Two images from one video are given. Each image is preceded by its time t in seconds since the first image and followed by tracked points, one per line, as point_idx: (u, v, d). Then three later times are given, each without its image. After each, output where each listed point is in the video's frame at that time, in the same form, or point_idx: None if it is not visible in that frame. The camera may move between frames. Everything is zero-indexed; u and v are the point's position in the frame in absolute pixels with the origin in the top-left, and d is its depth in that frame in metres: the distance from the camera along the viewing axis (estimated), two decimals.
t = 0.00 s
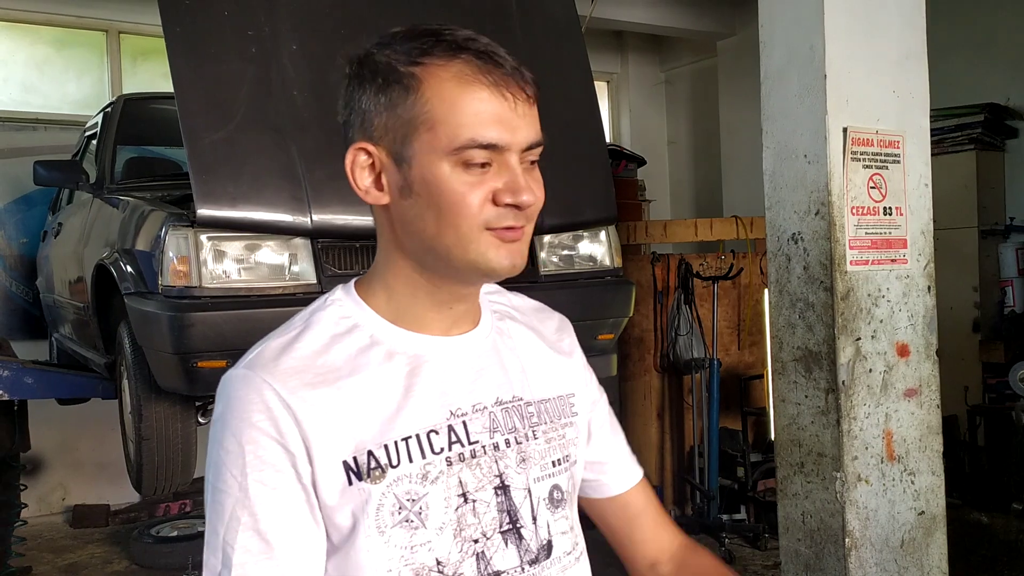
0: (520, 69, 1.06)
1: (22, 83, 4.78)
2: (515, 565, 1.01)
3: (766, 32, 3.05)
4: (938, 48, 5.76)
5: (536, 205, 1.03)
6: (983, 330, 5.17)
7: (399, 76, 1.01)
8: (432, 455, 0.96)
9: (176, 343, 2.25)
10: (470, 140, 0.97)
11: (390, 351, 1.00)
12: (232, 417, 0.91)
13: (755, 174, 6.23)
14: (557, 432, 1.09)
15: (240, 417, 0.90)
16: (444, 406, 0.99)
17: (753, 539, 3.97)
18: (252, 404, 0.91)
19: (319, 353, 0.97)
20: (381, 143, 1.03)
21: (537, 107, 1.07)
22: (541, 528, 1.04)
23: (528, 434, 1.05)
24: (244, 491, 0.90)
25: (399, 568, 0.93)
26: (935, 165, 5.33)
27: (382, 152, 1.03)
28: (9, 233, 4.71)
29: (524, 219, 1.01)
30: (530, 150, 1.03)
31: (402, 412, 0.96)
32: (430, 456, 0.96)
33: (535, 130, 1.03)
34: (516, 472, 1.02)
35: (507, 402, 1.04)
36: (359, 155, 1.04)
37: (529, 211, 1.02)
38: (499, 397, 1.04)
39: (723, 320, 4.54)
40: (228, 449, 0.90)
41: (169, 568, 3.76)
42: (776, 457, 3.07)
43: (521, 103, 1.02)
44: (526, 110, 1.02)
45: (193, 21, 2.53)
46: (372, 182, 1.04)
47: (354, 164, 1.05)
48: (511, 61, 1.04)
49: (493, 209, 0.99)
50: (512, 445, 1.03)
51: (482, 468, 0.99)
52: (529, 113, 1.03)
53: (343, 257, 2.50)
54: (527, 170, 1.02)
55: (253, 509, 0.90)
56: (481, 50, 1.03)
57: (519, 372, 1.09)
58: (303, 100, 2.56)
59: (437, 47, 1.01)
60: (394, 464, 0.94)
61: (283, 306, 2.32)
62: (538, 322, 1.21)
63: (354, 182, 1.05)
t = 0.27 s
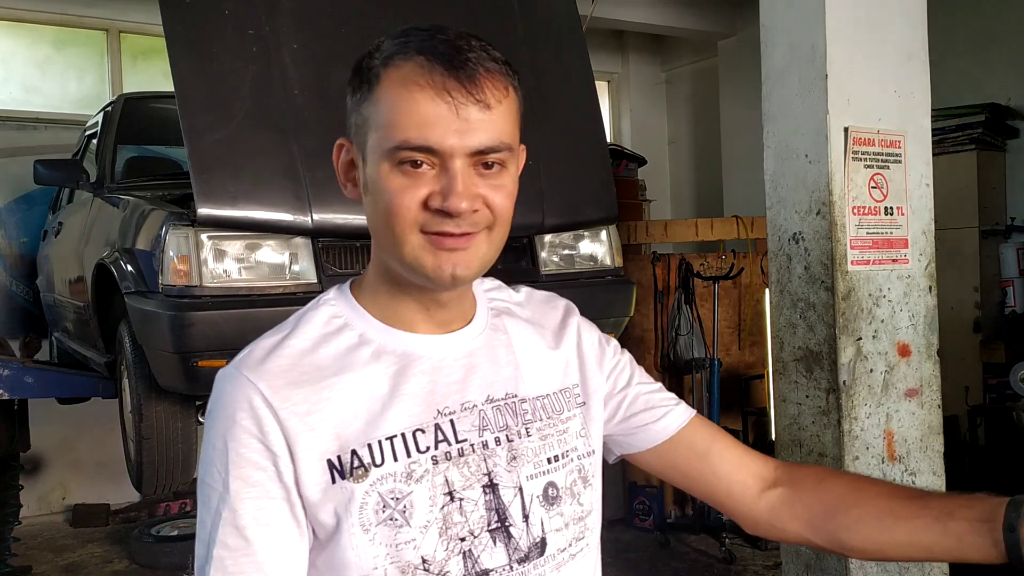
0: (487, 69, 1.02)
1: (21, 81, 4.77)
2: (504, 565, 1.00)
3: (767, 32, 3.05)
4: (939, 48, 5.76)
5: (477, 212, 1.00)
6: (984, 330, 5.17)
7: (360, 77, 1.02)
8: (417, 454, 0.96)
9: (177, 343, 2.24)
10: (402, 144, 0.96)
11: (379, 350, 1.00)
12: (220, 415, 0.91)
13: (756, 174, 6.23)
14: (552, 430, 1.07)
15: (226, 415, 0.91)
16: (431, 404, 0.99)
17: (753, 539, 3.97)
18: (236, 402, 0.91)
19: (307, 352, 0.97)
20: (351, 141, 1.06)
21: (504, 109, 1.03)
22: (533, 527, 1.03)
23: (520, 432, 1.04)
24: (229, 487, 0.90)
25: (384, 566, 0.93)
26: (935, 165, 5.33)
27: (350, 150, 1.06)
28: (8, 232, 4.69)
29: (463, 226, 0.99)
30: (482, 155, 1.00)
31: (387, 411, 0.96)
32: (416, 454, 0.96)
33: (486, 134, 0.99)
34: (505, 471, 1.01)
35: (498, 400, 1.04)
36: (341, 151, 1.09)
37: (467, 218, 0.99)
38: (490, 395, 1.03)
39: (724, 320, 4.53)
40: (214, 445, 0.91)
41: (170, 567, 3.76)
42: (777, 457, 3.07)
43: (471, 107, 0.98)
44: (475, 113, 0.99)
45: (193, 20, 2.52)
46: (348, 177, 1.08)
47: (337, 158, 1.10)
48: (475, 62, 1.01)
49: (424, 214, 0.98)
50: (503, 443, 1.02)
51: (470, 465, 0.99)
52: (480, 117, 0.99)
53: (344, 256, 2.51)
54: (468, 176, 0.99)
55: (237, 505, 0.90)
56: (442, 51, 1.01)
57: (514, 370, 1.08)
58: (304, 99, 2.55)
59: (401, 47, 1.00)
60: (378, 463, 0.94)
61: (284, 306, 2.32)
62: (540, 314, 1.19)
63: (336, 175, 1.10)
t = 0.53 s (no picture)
0: (476, 66, 1.01)
1: (20, 81, 4.76)
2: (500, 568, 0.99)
3: (767, 31, 3.04)
4: (939, 49, 5.77)
5: (472, 210, 1.00)
6: (984, 330, 5.17)
7: (348, 79, 1.02)
8: (411, 455, 0.96)
9: (176, 342, 2.24)
10: (395, 144, 0.96)
11: (374, 348, 1.00)
12: (211, 411, 0.92)
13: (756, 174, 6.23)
14: (551, 431, 1.07)
15: (218, 415, 0.91)
16: (426, 405, 0.98)
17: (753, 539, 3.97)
18: (226, 403, 0.91)
19: (300, 352, 0.97)
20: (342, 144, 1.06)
21: (495, 105, 1.02)
22: (531, 530, 1.02)
23: (517, 433, 1.03)
24: (220, 485, 0.91)
25: (377, 568, 0.92)
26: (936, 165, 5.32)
27: (342, 153, 1.05)
28: (9, 232, 4.69)
29: (459, 225, 0.98)
30: (474, 153, 1.00)
31: (380, 412, 0.96)
32: (410, 456, 0.96)
33: (477, 131, 0.99)
34: (502, 472, 1.01)
35: (495, 401, 1.03)
36: (334, 154, 1.09)
37: (463, 216, 0.99)
38: (485, 395, 1.03)
39: (724, 320, 4.53)
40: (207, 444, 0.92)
41: (168, 567, 3.75)
42: (777, 457, 3.07)
43: (461, 105, 0.98)
44: (466, 111, 0.98)
45: (193, 19, 2.52)
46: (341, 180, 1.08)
47: (330, 162, 1.09)
48: (463, 60, 1.01)
49: (419, 215, 0.97)
50: (499, 445, 1.01)
51: (465, 466, 0.98)
52: (471, 114, 0.99)
53: (343, 256, 2.51)
54: (462, 174, 0.98)
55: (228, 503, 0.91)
56: (431, 49, 1.00)
57: (513, 371, 1.07)
58: (304, 99, 2.55)
59: (388, 48, 1.00)
60: (369, 464, 0.93)
61: (284, 306, 2.32)
62: (542, 315, 1.19)
63: (328, 179, 1.09)
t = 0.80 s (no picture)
0: (482, 63, 1.01)
1: (20, 79, 4.76)
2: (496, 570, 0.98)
3: (769, 31, 3.04)
4: (939, 50, 5.77)
5: (477, 208, 0.99)
6: (984, 331, 5.17)
7: (353, 73, 1.01)
8: (406, 456, 0.95)
9: (176, 341, 2.23)
10: (399, 140, 0.95)
11: (372, 346, 0.99)
12: (207, 411, 0.92)
13: (756, 174, 6.22)
14: (549, 433, 1.06)
15: (214, 413, 0.91)
16: (423, 405, 0.98)
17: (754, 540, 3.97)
18: (223, 401, 0.91)
19: (298, 350, 0.96)
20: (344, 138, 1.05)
21: (501, 102, 1.02)
22: (527, 532, 1.01)
23: (515, 435, 1.02)
24: (216, 485, 0.91)
25: (371, 569, 0.91)
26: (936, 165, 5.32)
27: (344, 148, 1.05)
28: (9, 231, 4.69)
29: (462, 222, 0.98)
30: (480, 150, 0.99)
31: (376, 411, 0.95)
32: (406, 456, 0.95)
33: (483, 129, 0.98)
34: (499, 473, 1.00)
35: (493, 402, 1.03)
36: (335, 148, 1.08)
37: (468, 214, 0.98)
38: (483, 395, 1.02)
39: (725, 320, 4.52)
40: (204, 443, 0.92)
41: (167, 566, 3.74)
42: (777, 457, 3.06)
43: (467, 102, 0.98)
44: (472, 108, 0.98)
45: (194, 17, 2.51)
46: (342, 175, 1.07)
47: (331, 157, 1.08)
48: (470, 56, 1.00)
49: (423, 212, 0.97)
50: (496, 446, 1.01)
51: (461, 467, 0.98)
52: (477, 111, 0.98)
53: (343, 255, 2.50)
54: (467, 171, 0.98)
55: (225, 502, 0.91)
56: (436, 45, 1.00)
57: (511, 371, 1.06)
58: (304, 98, 2.54)
59: (394, 42, 0.99)
60: (365, 464, 0.93)
61: (284, 305, 2.31)
62: (543, 316, 1.18)
63: (329, 173, 1.09)
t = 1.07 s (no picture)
0: (482, 61, 1.00)
1: (19, 77, 4.75)
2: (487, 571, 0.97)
3: (769, 31, 3.03)
4: (940, 50, 5.76)
5: (474, 208, 0.98)
6: (984, 332, 5.16)
7: (352, 69, 1.00)
8: (398, 453, 0.94)
9: (174, 341, 2.22)
10: (397, 137, 0.94)
11: (368, 343, 0.99)
12: (200, 405, 0.91)
13: (757, 174, 6.21)
14: (544, 433, 1.05)
15: (208, 406, 0.90)
16: (417, 404, 0.97)
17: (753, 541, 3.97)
18: (218, 394, 0.90)
19: (294, 345, 0.96)
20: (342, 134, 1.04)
21: (500, 101, 1.01)
22: (520, 534, 1.00)
23: (509, 434, 1.02)
24: (206, 479, 0.89)
25: (360, 566, 0.91)
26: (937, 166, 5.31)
27: (342, 144, 1.04)
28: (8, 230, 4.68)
29: (459, 221, 0.97)
30: (478, 149, 0.99)
31: (369, 408, 0.94)
32: (399, 454, 0.94)
33: (482, 127, 0.98)
34: (492, 473, 0.99)
35: (488, 401, 1.02)
36: (332, 144, 1.07)
37: (466, 213, 0.97)
38: (478, 394, 1.02)
39: (725, 320, 4.52)
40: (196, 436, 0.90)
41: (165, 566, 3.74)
42: (776, 458, 3.05)
43: (466, 99, 0.97)
44: (470, 106, 0.97)
45: (192, 16, 2.50)
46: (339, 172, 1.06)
47: (329, 153, 1.08)
48: (469, 54, 1.00)
49: (421, 210, 0.96)
50: (490, 445, 1.00)
51: (454, 466, 0.97)
52: (476, 109, 0.97)
53: (342, 254, 2.49)
54: (466, 170, 0.97)
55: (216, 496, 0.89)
56: (435, 42, 0.99)
57: (507, 371, 1.06)
58: (303, 97, 2.54)
59: (394, 38, 0.99)
60: (356, 460, 0.92)
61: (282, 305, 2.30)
62: (542, 316, 1.18)
63: (327, 170, 1.08)
